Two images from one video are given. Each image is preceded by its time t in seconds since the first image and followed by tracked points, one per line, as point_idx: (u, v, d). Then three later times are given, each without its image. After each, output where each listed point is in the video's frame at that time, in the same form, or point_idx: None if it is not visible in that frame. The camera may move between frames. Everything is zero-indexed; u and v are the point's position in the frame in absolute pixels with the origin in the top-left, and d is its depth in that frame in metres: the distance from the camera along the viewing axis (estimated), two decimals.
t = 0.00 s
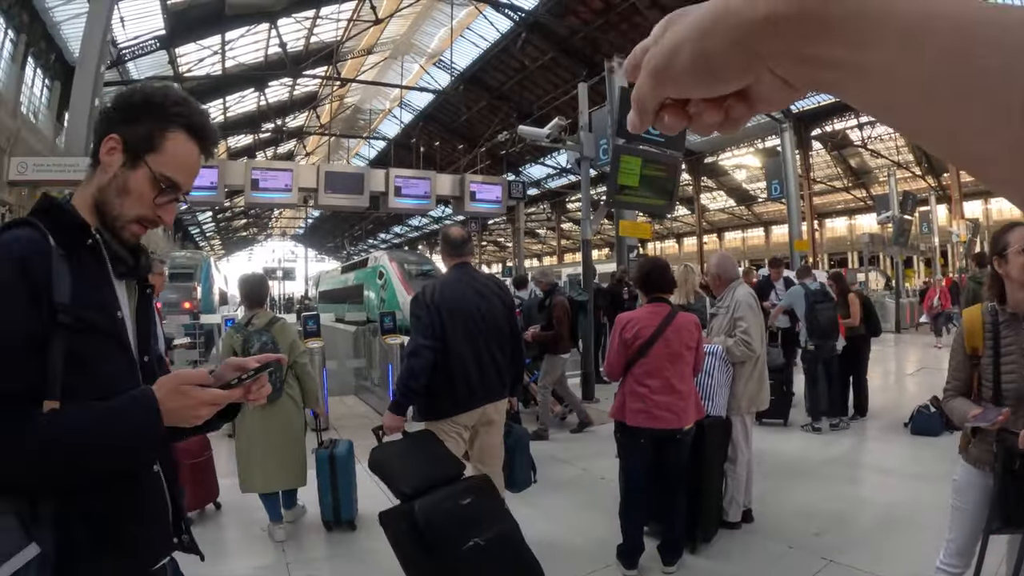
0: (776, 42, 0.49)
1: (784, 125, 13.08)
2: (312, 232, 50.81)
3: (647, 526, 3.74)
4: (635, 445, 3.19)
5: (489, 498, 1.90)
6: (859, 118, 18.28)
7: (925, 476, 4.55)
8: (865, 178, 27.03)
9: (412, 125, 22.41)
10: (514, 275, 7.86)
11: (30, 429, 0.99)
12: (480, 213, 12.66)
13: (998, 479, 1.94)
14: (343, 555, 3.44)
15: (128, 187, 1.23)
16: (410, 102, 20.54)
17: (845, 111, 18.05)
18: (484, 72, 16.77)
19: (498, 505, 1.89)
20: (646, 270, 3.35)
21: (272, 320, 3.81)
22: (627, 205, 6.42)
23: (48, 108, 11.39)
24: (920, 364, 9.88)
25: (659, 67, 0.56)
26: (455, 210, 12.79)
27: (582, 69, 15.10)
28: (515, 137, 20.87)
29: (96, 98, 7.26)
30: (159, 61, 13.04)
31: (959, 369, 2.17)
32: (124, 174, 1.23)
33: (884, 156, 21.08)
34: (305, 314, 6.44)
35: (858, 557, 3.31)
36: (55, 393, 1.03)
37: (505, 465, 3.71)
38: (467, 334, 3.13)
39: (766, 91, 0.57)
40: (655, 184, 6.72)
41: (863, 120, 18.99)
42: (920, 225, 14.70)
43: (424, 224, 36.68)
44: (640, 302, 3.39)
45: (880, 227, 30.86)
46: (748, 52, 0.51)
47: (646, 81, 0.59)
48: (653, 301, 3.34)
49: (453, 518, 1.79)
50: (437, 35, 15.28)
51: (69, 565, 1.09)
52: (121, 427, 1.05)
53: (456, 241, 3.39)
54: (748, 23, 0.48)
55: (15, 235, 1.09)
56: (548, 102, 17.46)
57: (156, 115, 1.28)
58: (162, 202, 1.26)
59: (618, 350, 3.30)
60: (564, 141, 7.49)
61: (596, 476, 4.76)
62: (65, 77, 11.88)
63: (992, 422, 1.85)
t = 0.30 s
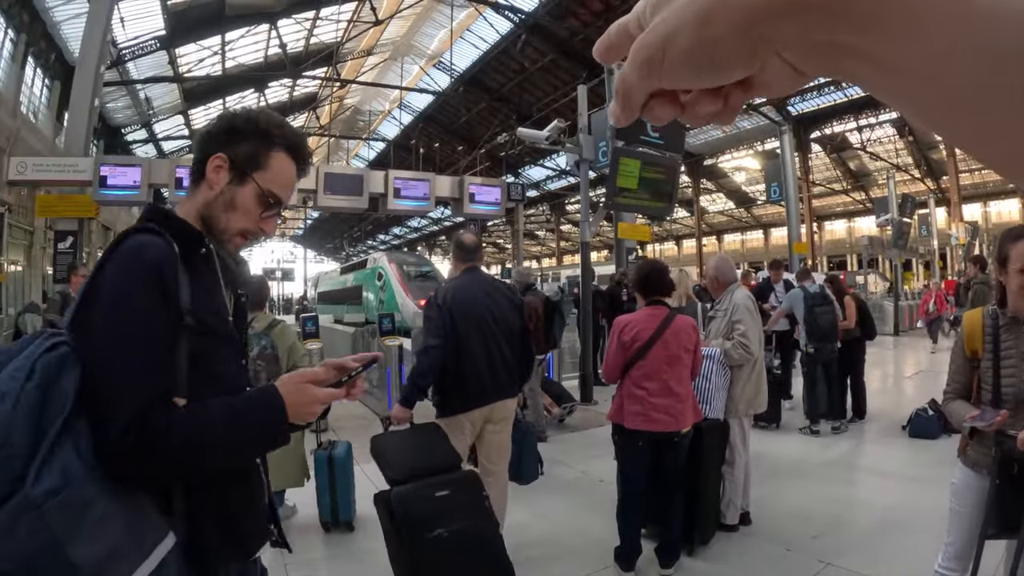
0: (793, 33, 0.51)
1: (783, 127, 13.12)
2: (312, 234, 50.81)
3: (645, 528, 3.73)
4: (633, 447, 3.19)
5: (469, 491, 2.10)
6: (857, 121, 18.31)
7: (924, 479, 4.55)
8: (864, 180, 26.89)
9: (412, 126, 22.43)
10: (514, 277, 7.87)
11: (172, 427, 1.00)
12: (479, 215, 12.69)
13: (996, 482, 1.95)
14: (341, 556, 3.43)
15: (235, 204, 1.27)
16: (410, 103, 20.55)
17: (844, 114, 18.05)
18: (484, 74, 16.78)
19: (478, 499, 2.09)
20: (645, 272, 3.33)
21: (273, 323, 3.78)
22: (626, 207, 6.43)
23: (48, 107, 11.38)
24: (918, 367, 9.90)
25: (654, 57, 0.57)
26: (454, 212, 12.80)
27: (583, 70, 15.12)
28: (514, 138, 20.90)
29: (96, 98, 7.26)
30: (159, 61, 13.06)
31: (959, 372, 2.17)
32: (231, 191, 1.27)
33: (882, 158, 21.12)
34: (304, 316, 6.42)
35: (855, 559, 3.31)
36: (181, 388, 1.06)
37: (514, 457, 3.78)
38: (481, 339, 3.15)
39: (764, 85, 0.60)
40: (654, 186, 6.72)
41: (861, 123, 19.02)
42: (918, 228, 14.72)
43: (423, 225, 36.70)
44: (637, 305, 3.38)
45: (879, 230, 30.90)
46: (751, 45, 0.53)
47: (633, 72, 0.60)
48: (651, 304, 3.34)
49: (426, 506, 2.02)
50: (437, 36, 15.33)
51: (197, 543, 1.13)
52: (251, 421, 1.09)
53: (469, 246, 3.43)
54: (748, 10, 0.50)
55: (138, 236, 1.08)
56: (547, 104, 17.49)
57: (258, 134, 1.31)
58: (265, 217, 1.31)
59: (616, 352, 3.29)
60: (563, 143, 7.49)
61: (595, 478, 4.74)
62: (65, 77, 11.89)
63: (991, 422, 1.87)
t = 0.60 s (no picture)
0: (829, 51, 0.54)
1: (781, 129, 13.14)
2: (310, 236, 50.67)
3: (641, 530, 3.73)
4: (629, 450, 3.19)
5: (450, 484, 2.25)
6: (856, 123, 18.32)
7: (921, 481, 4.56)
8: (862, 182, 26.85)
9: (411, 127, 22.41)
10: (512, 278, 7.87)
11: (310, 411, 1.23)
12: (477, 217, 12.69)
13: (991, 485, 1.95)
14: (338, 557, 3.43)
15: (341, 213, 1.48)
16: (409, 104, 20.53)
17: (843, 116, 18.05)
18: (482, 75, 16.78)
19: (458, 493, 2.25)
20: (642, 275, 3.33)
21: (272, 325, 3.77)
22: (623, 209, 6.43)
23: (46, 107, 11.35)
24: (915, 369, 9.91)
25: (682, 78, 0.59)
26: (452, 213, 12.78)
27: (581, 72, 15.12)
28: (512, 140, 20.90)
29: (94, 98, 7.24)
30: (158, 61, 13.04)
31: (957, 375, 2.17)
32: (337, 202, 1.47)
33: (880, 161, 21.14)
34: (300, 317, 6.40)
35: (850, 562, 3.32)
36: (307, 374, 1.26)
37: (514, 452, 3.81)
38: (478, 341, 3.16)
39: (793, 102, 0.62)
40: (652, 189, 6.73)
41: (859, 126, 19.02)
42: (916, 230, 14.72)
43: (422, 227, 36.69)
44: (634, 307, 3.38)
45: (876, 233, 30.93)
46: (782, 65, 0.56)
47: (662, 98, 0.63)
48: (648, 307, 3.33)
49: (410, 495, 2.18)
50: (436, 38, 15.35)
51: (322, 510, 1.37)
52: (361, 405, 1.31)
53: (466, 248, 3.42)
54: (776, 28, 0.53)
55: (268, 244, 1.30)
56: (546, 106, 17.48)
57: (360, 153, 1.52)
58: (364, 227, 1.52)
59: (612, 355, 3.29)
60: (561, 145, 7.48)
61: (591, 480, 4.74)
62: (63, 77, 11.87)
63: (986, 422, 1.90)
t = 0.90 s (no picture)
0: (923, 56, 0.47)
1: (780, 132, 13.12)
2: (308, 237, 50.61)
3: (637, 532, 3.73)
4: (625, 452, 3.19)
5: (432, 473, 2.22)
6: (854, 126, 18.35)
7: (920, 485, 4.55)
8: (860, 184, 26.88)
9: (409, 128, 22.40)
10: (510, 280, 7.87)
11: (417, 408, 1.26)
12: (474, 218, 12.69)
13: (987, 487, 1.96)
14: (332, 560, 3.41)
15: (423, 223, 1.53)
16: (408, 106, 20.53)
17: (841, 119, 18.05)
18: (481, 77, 16.77)
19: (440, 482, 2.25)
20: (640, 277, 3.32)
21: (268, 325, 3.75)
22: (621, 211, 6.43)
23: (44, 107, 11.33)
24: (914, 372, 9.90)
25: (756, 55, 0.54)
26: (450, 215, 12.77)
27: (580, 73, 15.12)
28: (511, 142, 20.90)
29: (91, 97, 7.23)
30: (156, 61, 13.03)
31: (958, 376, 2.19)
32: (421, 212, 1.53)
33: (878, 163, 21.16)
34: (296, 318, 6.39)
35: (848, 565, 3.31)
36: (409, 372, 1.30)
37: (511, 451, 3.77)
38: (473, 341, 3.17)
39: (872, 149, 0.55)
40: (650, 190, 6.73)
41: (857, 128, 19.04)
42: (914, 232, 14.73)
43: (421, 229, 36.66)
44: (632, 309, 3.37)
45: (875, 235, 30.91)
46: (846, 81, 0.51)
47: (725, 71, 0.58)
48: (645, 309, 3.33)
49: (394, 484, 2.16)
50: (434, 39, 15.36)
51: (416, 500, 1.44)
52: (455, 402, 1.33)
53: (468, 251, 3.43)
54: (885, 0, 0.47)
55: (367, 250, 1.35)
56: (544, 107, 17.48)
57: (443, 167, 1.57)
58: (444, 236, 1.58)
59: (609, 356, 3.29)
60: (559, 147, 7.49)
61: (587, 483, 4.74)
62: (61, 77, 11.85)
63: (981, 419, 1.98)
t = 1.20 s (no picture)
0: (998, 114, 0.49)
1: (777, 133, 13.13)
2: (306, 238, 50.57)
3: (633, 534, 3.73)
4: (621, 455, 3.19)
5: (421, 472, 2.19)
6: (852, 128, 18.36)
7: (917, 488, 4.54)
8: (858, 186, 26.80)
9: (407, 129, 22.39)
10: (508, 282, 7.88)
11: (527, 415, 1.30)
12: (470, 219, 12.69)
13: (989, 491, 1.98)
14: (327, 562, 3.41)
15: (511, 231, 1.52)
16: (406, 107, 20.53)
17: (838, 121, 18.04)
18: (479, 78, 16.77)
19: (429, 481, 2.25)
20: (636, 278, 3.32)
21: (263, 326, 3.72)
22: (618, 212, 6.44)
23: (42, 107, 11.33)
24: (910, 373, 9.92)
25: (828, 66, 0.49)
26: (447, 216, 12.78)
27: (577, 74, 15.12)
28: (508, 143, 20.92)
29: (89, 97, 7.23)
30: (154, 62, 13.02)
31: (960, 380, 2.18)
32: (508, 221, 1.52)
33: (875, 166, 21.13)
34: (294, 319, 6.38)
35: (844, 568, 3.30)
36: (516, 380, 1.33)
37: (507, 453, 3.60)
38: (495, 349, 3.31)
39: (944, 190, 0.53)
40: (647, 192, 6.73)
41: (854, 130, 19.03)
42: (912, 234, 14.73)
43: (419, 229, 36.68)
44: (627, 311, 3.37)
45: (872, 236, 30.97)
46: (922, 114, 0.49)
47: (794, 76, 0.51)
48: (641, 311, 3.33)
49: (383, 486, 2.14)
50: (433, 40, 15.38)
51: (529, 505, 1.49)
52: (554, 408, 1.34)
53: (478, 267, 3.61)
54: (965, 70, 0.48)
55: (466, 263, 1.35)
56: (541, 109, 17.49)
57: (527, 176, 1.55)
58: (530, 243, 1.57)
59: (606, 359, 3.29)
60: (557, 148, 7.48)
61: (585, 485, 4.73)
62: (59, 77, 11.86)
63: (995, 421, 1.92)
